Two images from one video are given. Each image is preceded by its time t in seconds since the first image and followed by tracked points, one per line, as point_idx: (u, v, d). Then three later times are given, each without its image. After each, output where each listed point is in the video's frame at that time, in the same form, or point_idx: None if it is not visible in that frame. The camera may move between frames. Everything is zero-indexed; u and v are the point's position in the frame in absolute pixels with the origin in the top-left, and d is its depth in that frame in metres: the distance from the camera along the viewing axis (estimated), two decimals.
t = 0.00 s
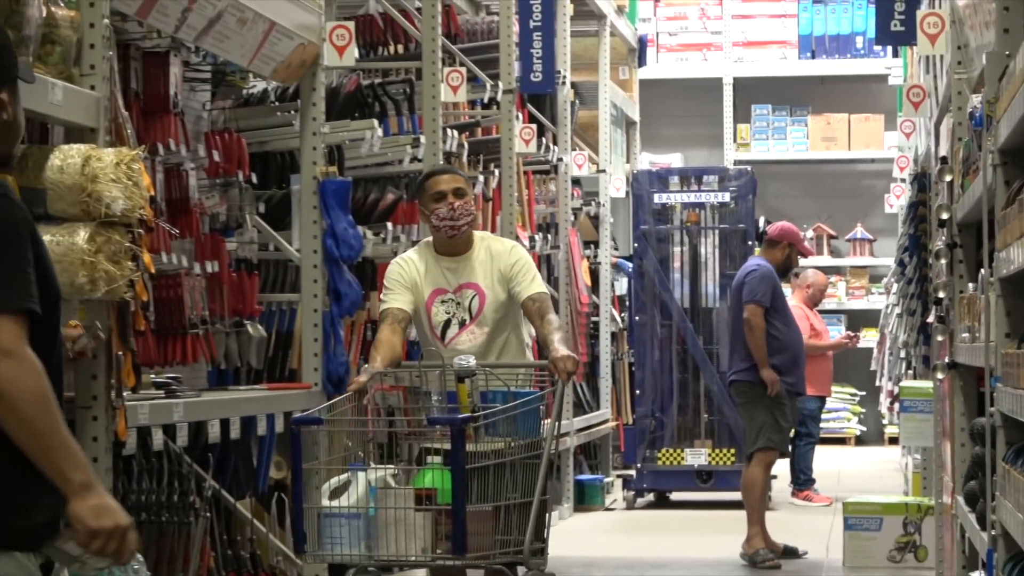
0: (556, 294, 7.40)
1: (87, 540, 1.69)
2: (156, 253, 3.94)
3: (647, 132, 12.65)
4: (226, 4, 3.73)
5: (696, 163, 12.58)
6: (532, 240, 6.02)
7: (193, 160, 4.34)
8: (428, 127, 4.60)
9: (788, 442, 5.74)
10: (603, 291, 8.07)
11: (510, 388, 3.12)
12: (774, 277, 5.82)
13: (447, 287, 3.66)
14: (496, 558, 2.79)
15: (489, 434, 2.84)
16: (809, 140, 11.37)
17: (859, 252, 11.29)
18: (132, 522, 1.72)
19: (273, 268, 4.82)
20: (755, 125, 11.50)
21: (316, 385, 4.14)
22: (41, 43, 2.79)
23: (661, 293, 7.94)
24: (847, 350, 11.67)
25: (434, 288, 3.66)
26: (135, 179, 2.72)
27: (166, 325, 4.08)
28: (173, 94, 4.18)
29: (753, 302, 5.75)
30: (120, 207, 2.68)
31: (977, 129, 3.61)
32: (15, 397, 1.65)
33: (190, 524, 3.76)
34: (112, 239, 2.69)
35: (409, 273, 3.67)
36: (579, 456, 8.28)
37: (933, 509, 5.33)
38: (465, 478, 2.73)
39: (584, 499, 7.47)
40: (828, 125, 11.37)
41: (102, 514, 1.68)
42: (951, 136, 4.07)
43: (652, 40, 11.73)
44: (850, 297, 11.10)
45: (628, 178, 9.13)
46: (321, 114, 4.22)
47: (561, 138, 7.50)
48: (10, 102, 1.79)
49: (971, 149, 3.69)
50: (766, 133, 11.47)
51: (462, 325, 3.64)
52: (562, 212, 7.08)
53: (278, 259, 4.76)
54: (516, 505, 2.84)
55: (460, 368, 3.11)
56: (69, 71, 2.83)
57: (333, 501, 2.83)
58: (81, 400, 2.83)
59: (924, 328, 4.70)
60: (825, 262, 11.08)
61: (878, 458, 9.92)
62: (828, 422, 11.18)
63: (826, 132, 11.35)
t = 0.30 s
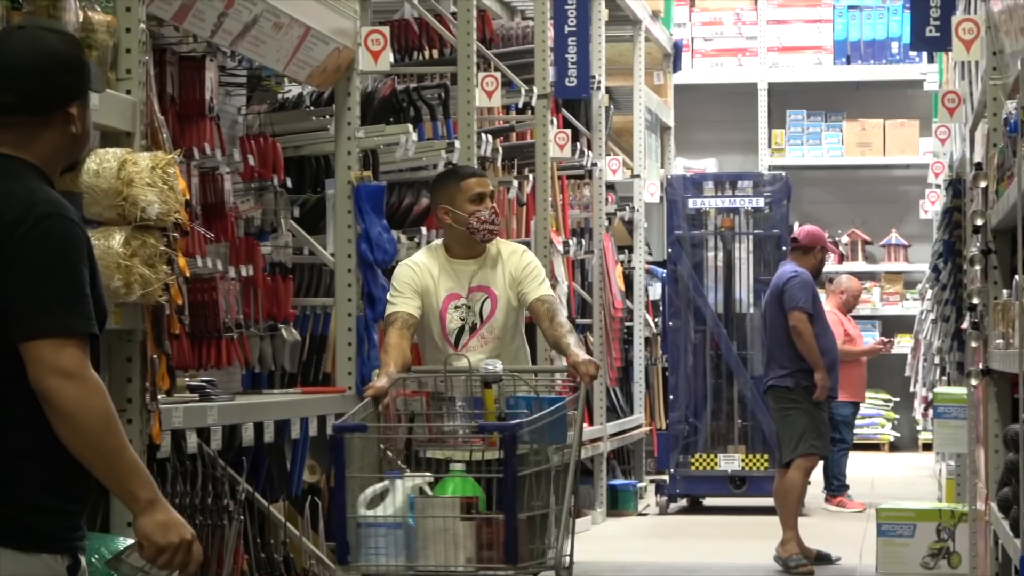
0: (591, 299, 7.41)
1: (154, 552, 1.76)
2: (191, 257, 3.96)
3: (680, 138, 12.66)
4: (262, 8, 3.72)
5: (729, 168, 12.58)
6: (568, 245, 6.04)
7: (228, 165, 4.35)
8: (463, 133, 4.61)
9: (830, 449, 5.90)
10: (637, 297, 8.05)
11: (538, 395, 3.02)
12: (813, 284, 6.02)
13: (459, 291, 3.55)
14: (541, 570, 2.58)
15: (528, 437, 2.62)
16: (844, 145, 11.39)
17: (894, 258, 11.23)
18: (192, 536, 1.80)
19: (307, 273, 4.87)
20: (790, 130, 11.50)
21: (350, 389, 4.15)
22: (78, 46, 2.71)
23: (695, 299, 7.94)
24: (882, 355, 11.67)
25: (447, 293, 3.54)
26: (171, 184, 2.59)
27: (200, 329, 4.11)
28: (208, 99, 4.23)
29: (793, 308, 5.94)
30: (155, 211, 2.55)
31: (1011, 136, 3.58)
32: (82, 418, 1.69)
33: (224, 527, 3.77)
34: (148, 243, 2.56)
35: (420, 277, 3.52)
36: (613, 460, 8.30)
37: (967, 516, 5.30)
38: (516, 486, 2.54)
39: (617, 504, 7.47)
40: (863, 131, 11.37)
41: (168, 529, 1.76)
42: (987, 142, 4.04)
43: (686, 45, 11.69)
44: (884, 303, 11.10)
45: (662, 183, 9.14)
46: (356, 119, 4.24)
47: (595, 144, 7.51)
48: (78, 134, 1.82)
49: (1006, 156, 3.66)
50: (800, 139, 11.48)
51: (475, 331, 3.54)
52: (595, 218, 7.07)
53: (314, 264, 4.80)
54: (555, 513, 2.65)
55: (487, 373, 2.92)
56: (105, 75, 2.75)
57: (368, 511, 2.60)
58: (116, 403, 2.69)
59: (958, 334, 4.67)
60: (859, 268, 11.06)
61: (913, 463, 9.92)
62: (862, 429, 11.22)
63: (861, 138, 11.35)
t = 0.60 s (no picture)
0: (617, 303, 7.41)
1: (70, 558, 1.71)
2: (216, 259, 3.97)
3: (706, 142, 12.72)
4: (288, 10, 3.71)
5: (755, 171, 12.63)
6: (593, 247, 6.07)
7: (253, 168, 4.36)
8: (488, 136, 4.62)
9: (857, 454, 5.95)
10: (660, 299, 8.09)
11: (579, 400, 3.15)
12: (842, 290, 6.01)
13: (459, 288, 3.72)
14: None
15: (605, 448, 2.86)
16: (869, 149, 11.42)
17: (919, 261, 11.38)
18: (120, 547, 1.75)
19: (332, 274, 4.90)
20: (815, 134, 11.53)
21: (374, 391, 4.17)
22: (105, 49, 2.67)
23: (720, 302, 7.95)
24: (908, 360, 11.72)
25: (447, 290, 3.71)
26: (197, 185, 2.56)
27: (225, 330, 4.14)
28: (235, 102, 4.25)
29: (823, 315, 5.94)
30: (181, 213, 2.52)
31: None
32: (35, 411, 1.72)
33: (247, 528, 3.76)
34: (173, 245, 2.53)
35: (421, 274, 3.68)
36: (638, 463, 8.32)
37: (991, 521, 5.29)
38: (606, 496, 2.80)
39: (641, 507, 7.49)
40: (889, 135, 11.38)
41: (87, 535, 1.71)
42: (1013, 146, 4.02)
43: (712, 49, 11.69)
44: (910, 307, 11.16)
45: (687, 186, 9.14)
46: (381, 121, 4.26)
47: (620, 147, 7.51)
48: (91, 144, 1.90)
49: None
50: (826, 142, 11.49)
51: (474, 327, 3.71)
52: (621, 221, 7.05)
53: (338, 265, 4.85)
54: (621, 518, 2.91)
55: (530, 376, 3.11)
56: (132, 77, 2.70)
57: (446, 518, 2.84)
58: (142, 404, 2.71)
59: (982, 339, 4.66)
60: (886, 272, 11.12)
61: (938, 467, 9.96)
62: (887, 433, 11.20)
63: (886, 142, 11.38)
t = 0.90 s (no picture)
0: (644, 307, 7.43)
1: (58, 534, 1.86)
2: (247, 262, 4.01)
3: (734, 148, 12.86)
4: (318, 14, 3.74)
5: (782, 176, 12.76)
6: (620, 251, 6.03)
7: (283, 171, 4.38)
8: (517, 139, 4.62)
9: (885, 459, 6.00)
10: (689, 304, 7.96)
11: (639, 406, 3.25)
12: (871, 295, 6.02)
13: (491, 284, 3.74)
14: None
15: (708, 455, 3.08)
16: (898, 154, 11.54)
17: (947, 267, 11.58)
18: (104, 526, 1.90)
19: (360, 277, 4.93)
20: (843, 139, 11.69)
21: (402, 394, 4.18)
22: (135, 51, 2.62)
23: (748, 306, 8.01)
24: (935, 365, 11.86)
25: (479, 286, 3.71)
26: (227, 188, 2.54)
27: (254, 333, 4.14)
28: (264, 104, 4.24)
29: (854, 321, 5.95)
30: (211, 215, 2.51)
31: None
32: (30, 391, 1.84)
33: (274, 530, 3.80)
34: (203, 247, 2.53)
35: (455, 269, 3.67)
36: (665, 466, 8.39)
37: (1019, 528, 5.28)
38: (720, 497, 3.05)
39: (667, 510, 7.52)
40: (917, 140, 11.52)
41: (76, 514, 1.86)
42: None
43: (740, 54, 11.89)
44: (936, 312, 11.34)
45: (715, 190, 9.16)
46: (410, 124, 4.27)
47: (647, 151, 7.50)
48: (119, 154, 2.04)
49: None
50: (854, 147, 11.65)
51: (506, 323, 3.74)
52: (648, 226, 7.05)
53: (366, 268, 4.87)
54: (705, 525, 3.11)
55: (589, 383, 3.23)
56: (162, 81, 2.66)
57: (564, 525, 2.98)
58: (171, 406, 2.71)
59: (1010, 345, 4.65)
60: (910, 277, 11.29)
61: (965, 471, 10.07)
62: (914, 438, 11.36)
63: (914, 146, 11.51)
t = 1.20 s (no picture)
0: (662, 310, 7.71)
1: (142, 497, 2.02)
2: (292, 267, 4.28)
3: (747, 160, 13.40)
4: (359, 35, 3.98)
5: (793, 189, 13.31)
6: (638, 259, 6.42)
7: (326, 181, 4.65)
8: (545, 152, 4.87)
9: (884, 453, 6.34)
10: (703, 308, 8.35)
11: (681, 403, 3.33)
12: (873, 300, 6.42)
13: (517, 282, 3.89)
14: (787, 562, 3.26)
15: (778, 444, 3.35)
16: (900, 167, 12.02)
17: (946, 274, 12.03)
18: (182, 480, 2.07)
19: (397, 281, 5.24)
20: (848, 153, 12.16)
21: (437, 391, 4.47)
22: (188, 69, 2.86)
23: (759, 309, 8.31)
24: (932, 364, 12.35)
25: (508, 283, 3.85)
26: (273, 198, 2.80)
27: (299, 331, 4.45)
28: (309, 120, 4.55)
29: (860, 324, 6.30)
30: (259, 222, 2.77)
31: None
32: (77, 379, 1.96)
33: (317, 517, 4.06)
34: (251, 252, 2.79)
35: (488, 266, 3.78)
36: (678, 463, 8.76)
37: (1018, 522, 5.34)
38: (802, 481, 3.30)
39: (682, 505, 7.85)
40: (919, 154, 11.95)
41: (151, 478, 2.01)
42: None
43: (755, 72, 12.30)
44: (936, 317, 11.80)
45: (729, 201, 9.48)
46: (444, 139, 4.57)
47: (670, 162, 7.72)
48: (156, 164, 2.19)
49: None
50: (859, 161, 12.15)
51: (531, 318, 3.93)
52: (667, 233, 7.35)
53: (402, 272, 5.18)
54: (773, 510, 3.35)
55: (642, 380, 3.35)
56: (213, 97, 2.91)
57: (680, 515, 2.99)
58: (221, 399, 2.99)
59: (1003, 349, 4.92)
60: (912, 283, 11.80)
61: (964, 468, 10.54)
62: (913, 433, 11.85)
63: (916, 161, 11.96)
